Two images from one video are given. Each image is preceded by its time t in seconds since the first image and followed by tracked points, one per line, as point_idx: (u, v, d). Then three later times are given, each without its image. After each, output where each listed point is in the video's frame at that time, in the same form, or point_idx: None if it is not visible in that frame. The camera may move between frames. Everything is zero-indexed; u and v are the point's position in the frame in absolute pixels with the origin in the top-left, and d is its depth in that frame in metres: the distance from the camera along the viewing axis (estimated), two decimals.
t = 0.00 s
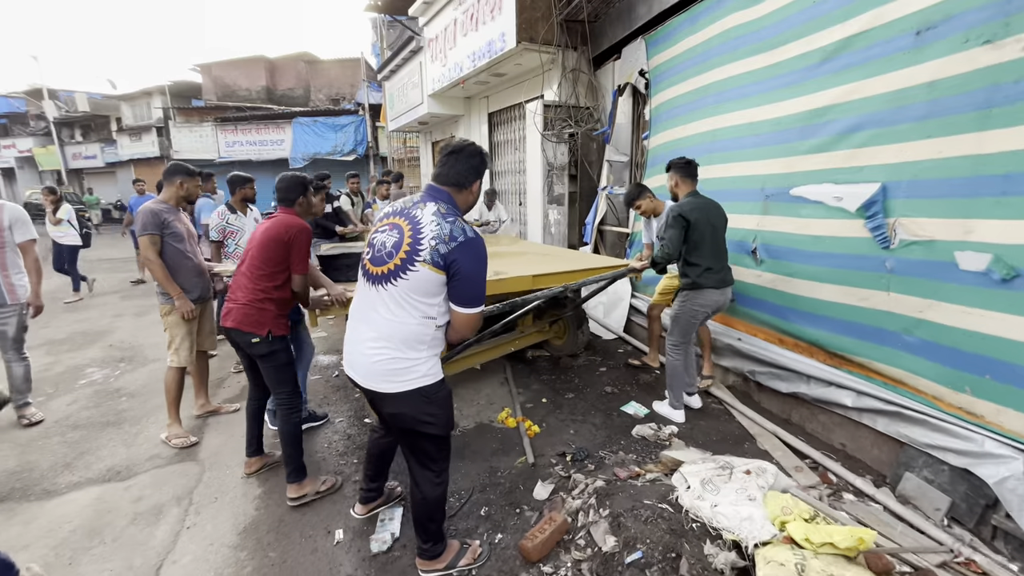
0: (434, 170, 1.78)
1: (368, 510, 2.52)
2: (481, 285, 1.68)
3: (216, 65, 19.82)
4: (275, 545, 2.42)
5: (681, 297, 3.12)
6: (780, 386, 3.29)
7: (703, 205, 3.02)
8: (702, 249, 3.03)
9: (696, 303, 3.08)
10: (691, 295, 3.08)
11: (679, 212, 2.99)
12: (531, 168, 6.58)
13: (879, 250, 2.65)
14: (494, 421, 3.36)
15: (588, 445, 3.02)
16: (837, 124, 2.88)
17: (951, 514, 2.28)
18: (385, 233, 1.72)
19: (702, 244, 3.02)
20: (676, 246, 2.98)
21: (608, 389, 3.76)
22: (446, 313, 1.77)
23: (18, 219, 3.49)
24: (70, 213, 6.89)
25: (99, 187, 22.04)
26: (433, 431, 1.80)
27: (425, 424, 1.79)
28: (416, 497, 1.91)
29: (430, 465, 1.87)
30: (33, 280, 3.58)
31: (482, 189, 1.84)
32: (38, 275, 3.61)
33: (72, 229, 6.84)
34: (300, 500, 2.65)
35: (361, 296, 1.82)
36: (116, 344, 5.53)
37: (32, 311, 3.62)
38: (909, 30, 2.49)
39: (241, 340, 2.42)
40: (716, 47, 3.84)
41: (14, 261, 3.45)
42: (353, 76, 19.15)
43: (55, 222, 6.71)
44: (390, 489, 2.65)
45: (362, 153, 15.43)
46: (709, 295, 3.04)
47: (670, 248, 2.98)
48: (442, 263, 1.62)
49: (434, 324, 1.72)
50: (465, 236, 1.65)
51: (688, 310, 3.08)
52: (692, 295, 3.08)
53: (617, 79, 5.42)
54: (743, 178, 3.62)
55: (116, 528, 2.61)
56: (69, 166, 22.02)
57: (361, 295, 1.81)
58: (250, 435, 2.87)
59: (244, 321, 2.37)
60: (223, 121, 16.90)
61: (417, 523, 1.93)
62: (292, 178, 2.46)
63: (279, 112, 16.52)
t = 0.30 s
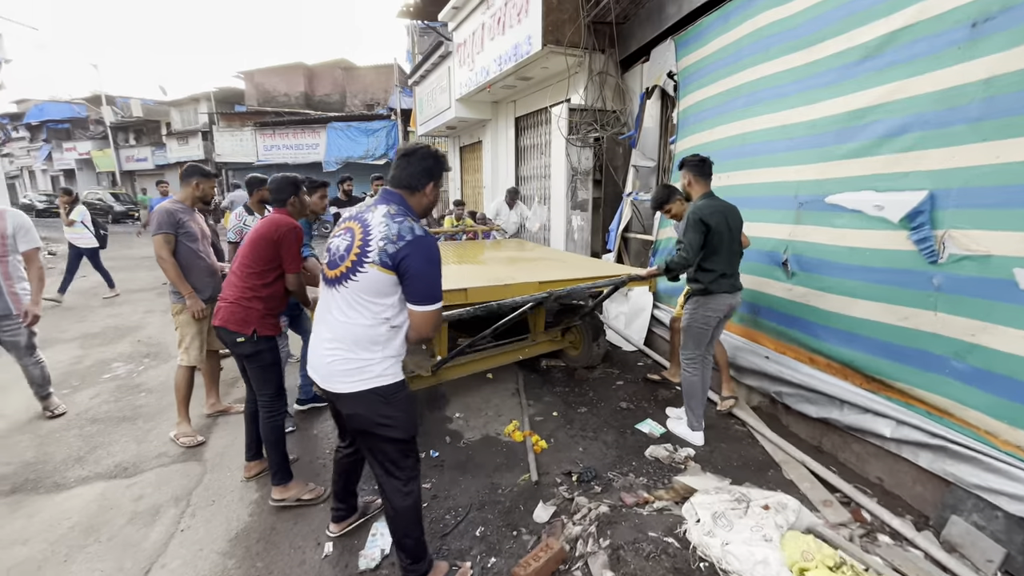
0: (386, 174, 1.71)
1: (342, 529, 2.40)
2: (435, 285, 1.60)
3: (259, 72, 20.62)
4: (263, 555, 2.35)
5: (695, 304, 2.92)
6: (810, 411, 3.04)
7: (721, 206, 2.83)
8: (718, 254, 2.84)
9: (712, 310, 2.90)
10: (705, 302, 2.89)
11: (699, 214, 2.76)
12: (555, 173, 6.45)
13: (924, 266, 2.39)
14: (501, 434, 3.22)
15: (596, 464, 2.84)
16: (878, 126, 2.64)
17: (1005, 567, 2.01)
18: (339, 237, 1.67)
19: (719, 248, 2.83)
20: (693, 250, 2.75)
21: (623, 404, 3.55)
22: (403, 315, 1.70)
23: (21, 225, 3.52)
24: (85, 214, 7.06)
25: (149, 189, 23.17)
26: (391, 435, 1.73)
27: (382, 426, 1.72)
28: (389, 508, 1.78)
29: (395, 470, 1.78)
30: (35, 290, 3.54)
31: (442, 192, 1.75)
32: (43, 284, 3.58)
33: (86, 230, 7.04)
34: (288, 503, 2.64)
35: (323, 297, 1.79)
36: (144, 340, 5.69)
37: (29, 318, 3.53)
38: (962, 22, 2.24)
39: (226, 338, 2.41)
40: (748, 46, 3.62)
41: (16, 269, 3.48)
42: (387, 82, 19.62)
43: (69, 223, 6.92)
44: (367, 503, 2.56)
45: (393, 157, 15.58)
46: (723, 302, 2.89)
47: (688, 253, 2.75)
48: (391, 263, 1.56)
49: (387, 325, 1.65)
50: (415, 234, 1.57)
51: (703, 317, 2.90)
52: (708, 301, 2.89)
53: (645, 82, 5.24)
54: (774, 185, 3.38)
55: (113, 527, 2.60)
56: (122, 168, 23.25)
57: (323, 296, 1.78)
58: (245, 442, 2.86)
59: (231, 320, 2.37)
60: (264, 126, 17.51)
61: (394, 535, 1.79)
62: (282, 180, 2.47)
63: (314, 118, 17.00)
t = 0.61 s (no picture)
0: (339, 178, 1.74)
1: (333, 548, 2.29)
2: (368, 287, 1.58)
3: (302, 78, 21.43)
4: (250, 570, 2.27)
5: (721, 324, 2.65)
6: (851, 445, 2.73)
7: (742, 213, 2.56)
8: (743, 265, 2.59)
9: (742, 327, 2.64)
10: (734, 318, 2.63)
11: (720, 225, 2.48)
12: (584, 177, 6.26)
13: (992, 288, 2.08)
14: (509, 451, 3.05)
15: (606, 492, 2.62)
16: (938, 128, 2.33)
17: None
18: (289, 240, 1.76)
19: (744, 259, 2.58)
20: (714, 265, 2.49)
21: (642, 425, 3.31)
22: (341, 319, 1.73)
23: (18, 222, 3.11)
24: (101, 215, 7.27)
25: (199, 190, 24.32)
26: (336, 443, 1.76)
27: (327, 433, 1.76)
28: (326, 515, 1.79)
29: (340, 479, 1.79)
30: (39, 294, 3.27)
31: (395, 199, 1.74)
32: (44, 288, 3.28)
33: (100, 231, 7.14)
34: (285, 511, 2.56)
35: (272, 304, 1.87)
36: (174, 336, 5.84)
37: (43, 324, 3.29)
38: None
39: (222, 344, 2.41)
40: (790, 41, 3.33)
41: (11, 273, 3.08)
42: (424, 87, 20.00)
43: (87, 224, 7.08)
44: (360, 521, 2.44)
45: (427, 160, 15.69)
46: (752, 315, 2.64)
47: (708, 269, 2.49)
48: (323, 262, 1.60)
49: (322, 328, 1.69)
50: (349, 236, 1.59)
51: (730, 337, 2.64)
52: (738, 317, 2.62)
53: (680, 82, 4.98)
54: (816, 192, 3.08)
55: (111, 529, 2.58)
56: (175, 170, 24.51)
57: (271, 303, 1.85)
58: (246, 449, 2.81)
59: (227, 325, 2.36)
60: (305, 129, 18.09)
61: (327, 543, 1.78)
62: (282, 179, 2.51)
63: (353, 121, 17.39)
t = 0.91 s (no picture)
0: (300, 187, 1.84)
1: (319, 547, 2.26)
2: (323, 302, 1.67)
3: (345, 82, 22.15)
4: None
5: (739, 343, 2.44)
6: (893, 479, 2.47)
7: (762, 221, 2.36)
8: (762, 278, 2.39)
9: (761, 346, 2.43)
10: (752, 336, 2.42)
11: (738, 234, 2.29)
12: (615, 179, 6.08)
13: None
14: (517, 465, 2.94)
15: (616, 515, 2.46)
16: (1002, 127, 2.05)
17: None
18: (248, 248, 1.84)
19: (763, 272, 2.38)
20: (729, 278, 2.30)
21: (660, 443, 3.12)
22: (300, 333, 1.85)
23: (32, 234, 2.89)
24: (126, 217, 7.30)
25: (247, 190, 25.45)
26: (282, 459, 1.91)
27: (274, 450, 1.91)
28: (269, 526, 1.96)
29: (283, 492, 1.96)
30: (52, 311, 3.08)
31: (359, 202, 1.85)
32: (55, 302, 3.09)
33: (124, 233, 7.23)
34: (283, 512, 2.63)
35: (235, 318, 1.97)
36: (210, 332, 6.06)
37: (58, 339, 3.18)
38: None
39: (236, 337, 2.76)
40: (835, 33, 3.07)
41: (15, 289, 2.80)
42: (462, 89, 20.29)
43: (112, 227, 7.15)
44: (347, 524, 2.38)
45: (462, 161, 15.82)
46: (772, 332, 2.44)
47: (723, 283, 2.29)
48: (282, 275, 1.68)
49: (281, 341, 1.81)
50: (307, 251, 1.67)
51: (748, 356, 2.43)
52: (757, 335, 2.42)
53: (716, 78, 4.73)
54: (860, 198, 2.81)
55: (122, 525, 2.63)
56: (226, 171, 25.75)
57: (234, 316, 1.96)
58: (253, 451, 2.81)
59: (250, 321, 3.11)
60: (345, 132, 18.65)
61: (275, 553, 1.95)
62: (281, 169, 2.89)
63: (392, 123, 17.75)
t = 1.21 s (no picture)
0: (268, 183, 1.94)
1: (316, 521, 2.44)
2: (287, 291, 1.72)
3: (383, 83, 22.70)
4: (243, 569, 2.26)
5: (751, 351, 2.28)
6: (930, 504, 2.25)
7: (777, 221, 2.21)
8: (775, 282, 2.23)
9: (776, 354, 2.27)
10: (765, 344, 2.26)
11: (747, 234, 2.15)
12: (644, 176, 5.91)
13: None
14: (524, 468, 2.86)
15: (620, 526, 2.35)
16: None
17: None
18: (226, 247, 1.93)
19: (777, 275, 2.22)
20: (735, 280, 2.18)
21: (676, 452, 2.98)
22: (286, 322, 1.90)
23: (23, 230, 2.68)
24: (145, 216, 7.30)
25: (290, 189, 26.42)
26: (277, 443, 1.93)
27: (269, 434, 1.93)
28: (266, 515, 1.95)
29: (278, 480, 1.95)
30: (37, 316, 2.75)
31: (325, 190, 1.93)
32: (47, 305, 2.79)
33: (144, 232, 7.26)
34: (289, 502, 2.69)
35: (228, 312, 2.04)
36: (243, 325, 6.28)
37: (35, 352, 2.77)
38: None
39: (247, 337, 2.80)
40: (878, 15, 2.81)
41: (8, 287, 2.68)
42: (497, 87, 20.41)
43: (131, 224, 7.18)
44: (345, 498, 2.56)
45: (495, 159, 15.88)
46: (787, 340, 2.27)
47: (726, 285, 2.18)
48: (248, 270, 1.77)
49: (268, 331, 1.86)
50: (267, 243, 1.74)
51: (762, 364, 2.27)
52: (771, 343, 2.26)
53: (751, 69, 4.48)
54: (900, 194, 2.57)
55: (138, 511, 2.70)
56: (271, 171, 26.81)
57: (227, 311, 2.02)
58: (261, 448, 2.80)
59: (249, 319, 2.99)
60: (382, 131, 19.07)
61: (272, 541, 1.94)
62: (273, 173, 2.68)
63: (427, 122, 18.00)
